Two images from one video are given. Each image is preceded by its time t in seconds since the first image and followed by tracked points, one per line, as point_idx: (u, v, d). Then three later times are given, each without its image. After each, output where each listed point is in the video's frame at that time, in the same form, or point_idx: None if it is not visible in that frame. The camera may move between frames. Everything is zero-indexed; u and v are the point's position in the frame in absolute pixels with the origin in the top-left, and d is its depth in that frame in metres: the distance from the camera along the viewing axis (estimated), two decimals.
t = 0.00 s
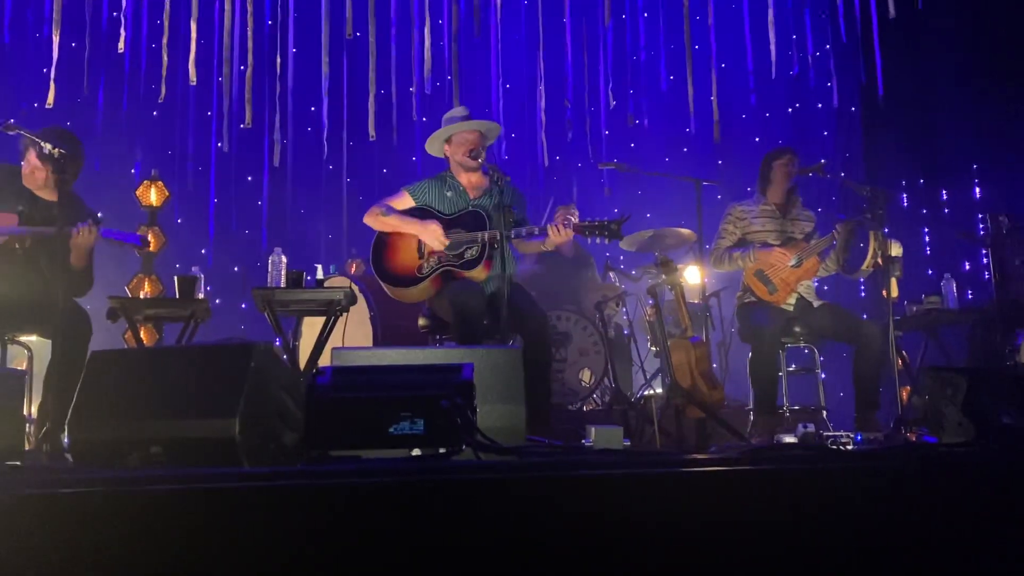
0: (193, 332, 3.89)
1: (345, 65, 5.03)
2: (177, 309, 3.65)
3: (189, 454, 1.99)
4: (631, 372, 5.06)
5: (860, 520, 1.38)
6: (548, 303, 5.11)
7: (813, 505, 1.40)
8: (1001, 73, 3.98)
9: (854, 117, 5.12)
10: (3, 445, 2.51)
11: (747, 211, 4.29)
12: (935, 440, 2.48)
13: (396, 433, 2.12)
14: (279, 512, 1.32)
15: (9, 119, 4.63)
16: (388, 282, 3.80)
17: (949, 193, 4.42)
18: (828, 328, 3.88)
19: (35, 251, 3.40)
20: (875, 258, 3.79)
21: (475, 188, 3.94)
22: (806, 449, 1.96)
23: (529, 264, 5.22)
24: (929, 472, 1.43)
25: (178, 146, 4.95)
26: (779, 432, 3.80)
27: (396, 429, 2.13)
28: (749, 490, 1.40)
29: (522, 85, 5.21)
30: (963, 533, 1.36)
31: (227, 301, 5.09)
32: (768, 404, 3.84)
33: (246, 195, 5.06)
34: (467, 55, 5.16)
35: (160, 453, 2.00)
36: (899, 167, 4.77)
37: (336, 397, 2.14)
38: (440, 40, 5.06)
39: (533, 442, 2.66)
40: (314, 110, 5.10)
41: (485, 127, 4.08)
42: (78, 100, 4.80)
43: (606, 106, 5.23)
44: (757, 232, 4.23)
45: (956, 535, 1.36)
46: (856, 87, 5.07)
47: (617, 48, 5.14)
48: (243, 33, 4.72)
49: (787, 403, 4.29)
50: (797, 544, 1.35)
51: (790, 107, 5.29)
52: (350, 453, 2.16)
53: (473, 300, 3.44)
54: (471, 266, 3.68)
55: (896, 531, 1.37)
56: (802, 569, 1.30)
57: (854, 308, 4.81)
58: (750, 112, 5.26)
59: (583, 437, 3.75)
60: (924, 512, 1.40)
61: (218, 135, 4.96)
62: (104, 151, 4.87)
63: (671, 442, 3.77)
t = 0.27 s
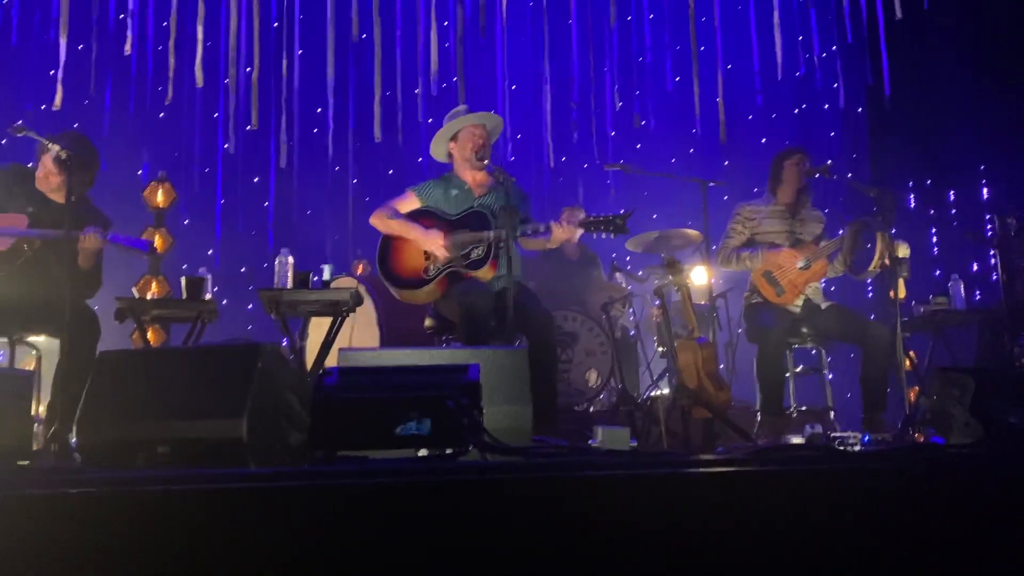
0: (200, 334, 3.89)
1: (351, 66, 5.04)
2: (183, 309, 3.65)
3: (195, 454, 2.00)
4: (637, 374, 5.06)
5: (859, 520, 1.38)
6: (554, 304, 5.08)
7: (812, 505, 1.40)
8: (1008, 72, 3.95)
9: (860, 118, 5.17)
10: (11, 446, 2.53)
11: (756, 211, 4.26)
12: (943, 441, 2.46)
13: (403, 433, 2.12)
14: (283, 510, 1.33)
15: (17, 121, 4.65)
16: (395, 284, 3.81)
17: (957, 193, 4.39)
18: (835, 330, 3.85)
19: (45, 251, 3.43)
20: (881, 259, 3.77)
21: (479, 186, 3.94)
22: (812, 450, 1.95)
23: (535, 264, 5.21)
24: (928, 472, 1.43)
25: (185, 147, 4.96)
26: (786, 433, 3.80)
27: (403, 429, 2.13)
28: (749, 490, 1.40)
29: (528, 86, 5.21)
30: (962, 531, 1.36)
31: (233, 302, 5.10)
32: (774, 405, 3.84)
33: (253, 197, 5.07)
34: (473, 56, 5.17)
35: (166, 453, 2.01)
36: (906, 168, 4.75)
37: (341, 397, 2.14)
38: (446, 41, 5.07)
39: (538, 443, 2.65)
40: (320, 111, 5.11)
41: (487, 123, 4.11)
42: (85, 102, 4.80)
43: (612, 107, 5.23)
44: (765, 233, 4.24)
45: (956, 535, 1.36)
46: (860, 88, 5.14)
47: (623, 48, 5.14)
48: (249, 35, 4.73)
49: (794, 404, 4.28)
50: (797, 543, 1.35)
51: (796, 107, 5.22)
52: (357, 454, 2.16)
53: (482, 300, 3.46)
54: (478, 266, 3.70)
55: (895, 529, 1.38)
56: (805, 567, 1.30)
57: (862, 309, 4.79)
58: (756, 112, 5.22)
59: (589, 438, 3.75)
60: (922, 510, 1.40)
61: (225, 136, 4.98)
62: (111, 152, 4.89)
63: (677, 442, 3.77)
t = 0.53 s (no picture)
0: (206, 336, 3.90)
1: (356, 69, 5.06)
2: (188, 312, 3.66)
3: (201, 456, 2.00)
4: (642, 376, 5.06)
5: (860, 525, 1.37)
6: (561, 304, 5.04)
7: (813, 510, 1.39)
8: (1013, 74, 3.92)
9: (866, 119, 5.08)
10: (14, 448, 2.53)
11: (763, 213, 4.27)
12: (949, 444, 2.45)
13: (408, 436, 2.12)
14: (282, 510, 1.32)
15: (23, 123, 4.68)
16: (401, 288, 3.79)
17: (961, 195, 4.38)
18: (840, 332, 3.85)
19: (53, 251, 3.44)
20: (887, 261, 3.80)
21: (485, 185, 3.97)
22: (818, 452, 1.95)
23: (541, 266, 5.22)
24: (931, 476, 1.42)
25: (190, 149, 4.98)
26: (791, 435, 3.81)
27: (408, 432, 2.13)
28: (749, 494, 1.40)
29: (533, 87, 5.20)
30: (965, 538, 1.35)
31: (239, 304, 5.11)
32: (779, 407, 3.86)
33: (259, 199, 5.10)
34: (478, 59, 5.19)
35: (172, 454, 2.01)
36: (910, 169, 4.75)
37: (344, 400, 2.14)
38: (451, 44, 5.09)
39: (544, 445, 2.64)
40: (326, 113, 5.13)
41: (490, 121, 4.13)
42: (93, 104, 4.86)
43: (616, 109, 5.24)
44: (771, 234, 4.24)
45: (958, 542, 1.35)
46: (867, 88, 5.02)
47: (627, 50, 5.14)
48: (255, 38, 4.76)
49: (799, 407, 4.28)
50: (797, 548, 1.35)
51: (802, 109, 5.27)
52: (360, 455, 2.17)
53: (485, 303, 3.44)
54: (482, 269, 3.65)
55: (897, 535, 1.37)
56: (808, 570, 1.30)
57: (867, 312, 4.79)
58: (761, 114, 5.30)
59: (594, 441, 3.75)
60: (925, 515, 1.39)
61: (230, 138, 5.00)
62: (118, 154, 4.93)
63: (682, 445, 3.77)
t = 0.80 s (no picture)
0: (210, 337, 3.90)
1: (362, 71, 5.07)
2: (194, 313, 3.66)
3: (206, 457, 2.01)
4: (647, 378, 5.06)
5: (865, 527, 1.37)
6: (564, 308, 5.07)
7: (815, 513, 1.38)
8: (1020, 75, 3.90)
9: (871, 121, 5.04)
10: (16, 449, 2.53)
11: (766, 215, 4.28)
12: (955, 446, 2.45)
13: (413, 438, 2.13)
14: (284, 512, 1.32)
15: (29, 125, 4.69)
16: (406, 286, 3.79)
17: (968, 197, 4.35)
18: (846, 334, 3.82)
19: (53, 250, 3.47)
20: (892, 263, 3.77)
21: (490, 188, 3.97)
22: (823, 454, 1.95)
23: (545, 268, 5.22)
24: (936, 478, 1.41)
25: (196, 151, 4.98)
26: (795, 437, 3.82)
27: (413, 434, 2.14)
28: (751, 498, 1.39)
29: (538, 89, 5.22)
30: (967, 544, 1.34)
31: (244, 305, 5.12)
32: (783, 410, 3.87)
33: (264, 200, 5.10)
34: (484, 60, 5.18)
35: (178, 456, 2.02)
36: (916, 170, 4.72)
37: (351, 401, 2.14)
38: (456, 45, 5.09)
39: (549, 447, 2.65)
40: (331, 114, 5.14)
41: (498, 123, 4.13)
42: (98, 106, 4.85)
43: (622, 110, 5.24)
44: (776, 236, 4.23)
45: (961, 548, 1.34)
46: (873, 89, 4.99)
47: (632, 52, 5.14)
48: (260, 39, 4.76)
49: (804, 409, 4.27)
50: (798, 553, 1.34)
51: (808, 111, 5.27)
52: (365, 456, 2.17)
53: (491, 303, 3.45)
54: (489, 268, 3.67)
55: (899, 540, 1.36)
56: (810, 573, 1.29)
57: (873, 314, 4.77)
58: (766, 116, 5.33)
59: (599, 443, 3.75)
60: (927, 521, 1.38)
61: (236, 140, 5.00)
62: (123, 156, 4.94)
63: (686, 447, 3.77)
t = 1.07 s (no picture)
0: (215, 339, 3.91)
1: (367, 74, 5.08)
2: (200, 315, 3.67)
3: (213, 460, 2.01)
4: (652, 381, 5.06)
5: (867, 530, 1.36)
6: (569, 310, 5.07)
7: (814, 517, 1.38)
8: None
9: (876, 123, 5.06)
10: (21, 450, 2.54)
11: (768, 219, 4.27)
12: (960, 449, 2.44)
13: (417, 439, 2.13)
14: (286, 512, 1.33)
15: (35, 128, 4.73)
16: (408, 289, 3.79)
17: (973, 200, 4.34)
18: (850, 337, 3.84)
19: (56, 252, 3.47)
20: (897, 265, 3.74)
21: (497, 200, 3.96)
22: (827, 457, 1.94)
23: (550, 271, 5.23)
24: (939, 481, 1.41)
25: (201, 153, 4.99)
26: (799, 440, 3.82)
27: (417, 435, 2.14)
28: (752, 501, 1.38)
29: (542, 92, 5.23)
30: (971, 547, 1.34)
31: (249, 307, 5.15)
32: (789, 413, 3.86)
33: (269, 203, 5.12)
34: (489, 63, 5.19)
35: (184, 458, 2.03)
36: (922, 173, 4.72)
37: (356, 403, 2.15)
38: (461, 48, 5.10)
39: (554, 449, 2.65)
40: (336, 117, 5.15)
41: (507, 134, 4.13)
42: (104, 108, 4.88)
43: (626, 113, 5.24)
44: (779, 241, 4.22)
45: (961, 553, 1.34)
46: (878, 91, 5.03)
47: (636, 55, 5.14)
48: (265, 43, 4.78)
49: (809, 412, 4.27)
50: (798, 557, 1.34)
51: (812, 114, 5.28)
52: (370, 458, 2.18)
53: (494, 306, 3.45)
54: (493, 272, 3.69)
55: (901, 543, 1.36)
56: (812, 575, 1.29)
57: (878, 317, 4.77)
58: (771, 119, 5.34)
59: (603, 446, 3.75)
60: (927, 525, 1.38)
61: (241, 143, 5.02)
62: (129, 158, 4.97)
63: (690, 450, 3.77)
